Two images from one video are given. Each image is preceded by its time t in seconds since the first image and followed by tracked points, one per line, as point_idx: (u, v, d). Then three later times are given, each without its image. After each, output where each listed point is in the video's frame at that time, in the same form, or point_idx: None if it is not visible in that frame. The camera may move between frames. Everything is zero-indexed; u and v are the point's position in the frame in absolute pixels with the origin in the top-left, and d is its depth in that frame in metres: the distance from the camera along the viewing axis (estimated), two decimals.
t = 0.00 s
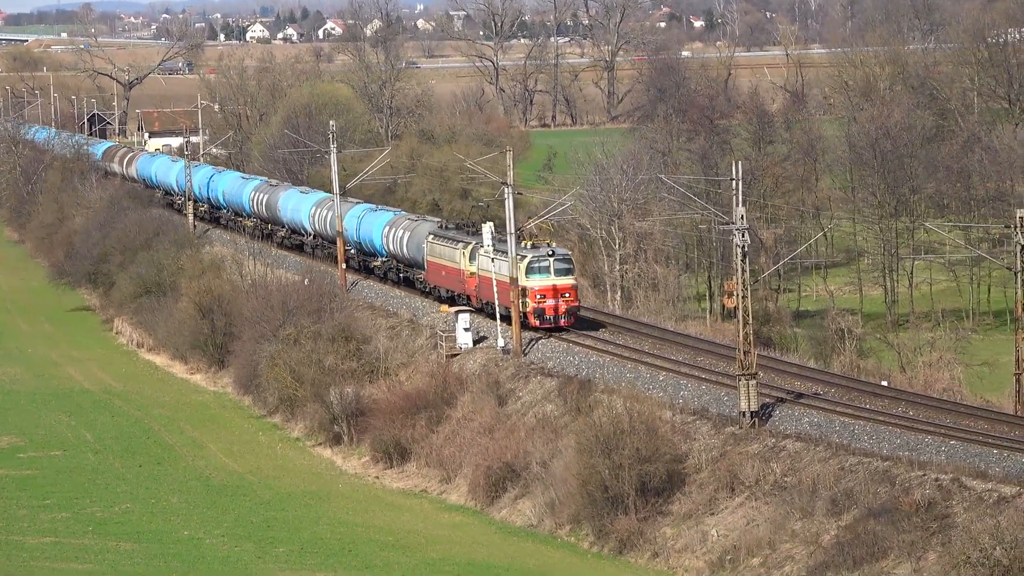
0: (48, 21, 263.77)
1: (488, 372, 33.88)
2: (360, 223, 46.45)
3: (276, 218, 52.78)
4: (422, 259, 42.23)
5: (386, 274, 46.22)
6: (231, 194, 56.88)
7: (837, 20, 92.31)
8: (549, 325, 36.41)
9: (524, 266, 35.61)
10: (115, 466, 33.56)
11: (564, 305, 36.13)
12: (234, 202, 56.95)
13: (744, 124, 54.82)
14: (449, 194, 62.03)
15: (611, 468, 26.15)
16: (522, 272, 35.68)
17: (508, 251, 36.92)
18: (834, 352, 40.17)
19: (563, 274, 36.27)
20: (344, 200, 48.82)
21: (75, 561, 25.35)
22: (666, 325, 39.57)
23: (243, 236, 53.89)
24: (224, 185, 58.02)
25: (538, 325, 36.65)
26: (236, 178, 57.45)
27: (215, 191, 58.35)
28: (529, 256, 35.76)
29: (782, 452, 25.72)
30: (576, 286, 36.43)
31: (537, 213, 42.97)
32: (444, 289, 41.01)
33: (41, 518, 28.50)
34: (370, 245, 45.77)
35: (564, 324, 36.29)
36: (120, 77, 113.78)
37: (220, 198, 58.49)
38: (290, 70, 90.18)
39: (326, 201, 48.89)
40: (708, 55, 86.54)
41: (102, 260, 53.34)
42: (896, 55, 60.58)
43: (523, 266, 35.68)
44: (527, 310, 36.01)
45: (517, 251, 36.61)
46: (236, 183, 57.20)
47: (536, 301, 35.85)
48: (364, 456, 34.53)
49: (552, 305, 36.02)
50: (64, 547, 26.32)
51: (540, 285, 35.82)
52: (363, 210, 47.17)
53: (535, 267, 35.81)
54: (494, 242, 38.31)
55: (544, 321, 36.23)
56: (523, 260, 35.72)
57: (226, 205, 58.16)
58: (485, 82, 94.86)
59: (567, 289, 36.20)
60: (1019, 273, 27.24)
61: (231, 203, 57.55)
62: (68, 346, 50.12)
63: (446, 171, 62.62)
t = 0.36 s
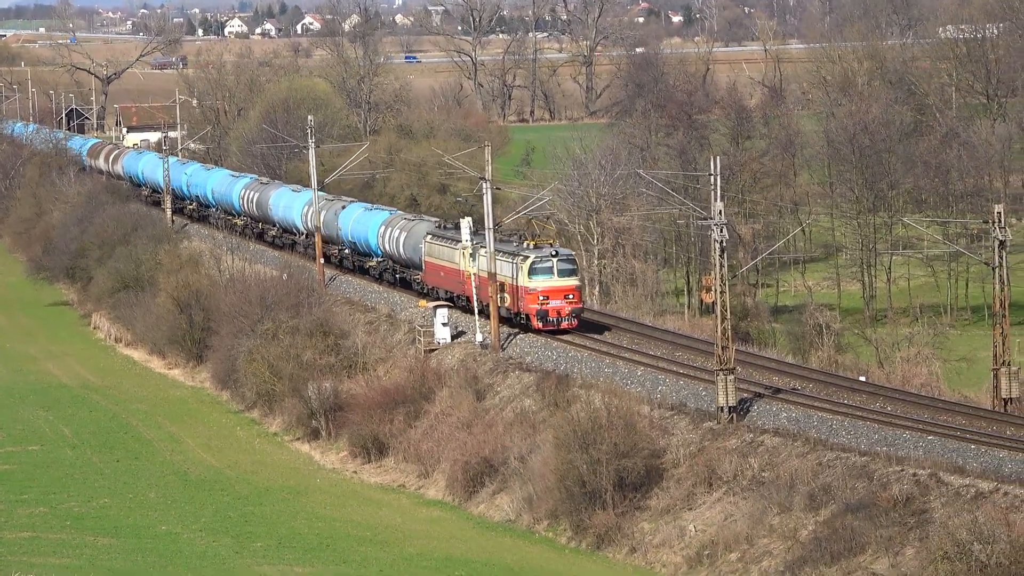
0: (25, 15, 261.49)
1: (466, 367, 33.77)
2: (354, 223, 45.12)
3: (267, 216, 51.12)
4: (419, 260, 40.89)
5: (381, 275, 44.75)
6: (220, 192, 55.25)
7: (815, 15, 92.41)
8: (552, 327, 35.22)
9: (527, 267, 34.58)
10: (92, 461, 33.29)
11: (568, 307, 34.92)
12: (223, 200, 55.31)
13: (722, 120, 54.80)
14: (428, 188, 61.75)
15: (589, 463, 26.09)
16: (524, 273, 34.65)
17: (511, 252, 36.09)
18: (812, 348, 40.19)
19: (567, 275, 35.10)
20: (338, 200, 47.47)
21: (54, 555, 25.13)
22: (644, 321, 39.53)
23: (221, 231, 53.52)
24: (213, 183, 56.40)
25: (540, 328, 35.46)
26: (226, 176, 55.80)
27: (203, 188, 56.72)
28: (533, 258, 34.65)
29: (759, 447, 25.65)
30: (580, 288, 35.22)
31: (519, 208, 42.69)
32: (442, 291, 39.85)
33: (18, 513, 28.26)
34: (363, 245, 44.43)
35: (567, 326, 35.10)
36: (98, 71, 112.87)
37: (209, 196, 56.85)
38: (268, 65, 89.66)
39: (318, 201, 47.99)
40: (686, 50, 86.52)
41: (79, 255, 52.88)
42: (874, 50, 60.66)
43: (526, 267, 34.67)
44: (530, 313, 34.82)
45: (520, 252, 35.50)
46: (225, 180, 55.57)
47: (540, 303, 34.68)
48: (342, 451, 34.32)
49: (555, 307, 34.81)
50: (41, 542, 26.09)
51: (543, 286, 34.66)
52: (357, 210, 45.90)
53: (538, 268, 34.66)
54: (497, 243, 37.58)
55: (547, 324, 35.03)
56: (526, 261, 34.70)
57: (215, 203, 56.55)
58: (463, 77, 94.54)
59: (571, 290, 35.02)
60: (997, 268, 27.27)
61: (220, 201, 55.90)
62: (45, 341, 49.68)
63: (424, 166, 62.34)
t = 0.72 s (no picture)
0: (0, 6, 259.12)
1: (445, 359, 33.65)
2: (351, 220, 43.66)
3: (258, 213, 49.67)
4: (418, 257, 39.64)
5: (377, 273, 43.34)
6: (210, 187, 54.08)
7: (792, 8, 92.41)
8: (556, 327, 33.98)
9: (532, 265, 33.20)
10: (71, 453, 33.06)
11: (573, 305, 33.72)
12: (214, 195, 54.16)
13: (701, 111, 54.78)
14: (406, 180, 61.48)
15: (567, 455, 26.04)
16: (529, 272, 33.29)
17: (513, 249, 34.79)
18: (790, 339, 40.23)
19: (573, 273, 33.79)
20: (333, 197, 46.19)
21: (32, 547, 24.92)
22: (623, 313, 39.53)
23: (200, 224, 53.19)
24: (204, 178, 55.14)
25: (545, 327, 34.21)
26: (217, 171, 54.53)
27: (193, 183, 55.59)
28: (537, 255, 33.31)
29: (738, 439, 25.61)
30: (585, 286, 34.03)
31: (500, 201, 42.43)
32: (442, 289, 38.62)
33: None
34: (359, 241, 43.11)
35: (572, 325, 33.88)
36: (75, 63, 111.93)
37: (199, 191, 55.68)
38: (247, 57, 89.08)
39: (312, 195, 47.45)
40: (664, 42, 86.37)
41: (57, 247, 52.47)
42: (852, 42, 60.68)
43: (530, 265, 33.31)
44: (534, 312, 33.54)
45: (523, 248, 34.20)
46: (217, 176, 54.33)
47: (545, 302, 33.39)
48: (320, 443, 34.15)
49: (561, 306, 33.55)
50: (20, 534, 25.87)
51: (548, 284, 33.37)
52: (354, 206, 44.53)
53: (543, 266, 33.33)
54: (497, 240, 36.34)
55: (552, 323, 33.78)
56: (530, 259, 33.34)
57: (205, 198, 55.29)
58: (441, 69, 94.18)
59: (576, 288, 33.75)
60: (975, 260, 27.32)
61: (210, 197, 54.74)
62: (23, 333, 49.29)
63: (403, 158, 62.09)
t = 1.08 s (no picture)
0: None
1: (421, 352, 33.52)
2: (343, 217, 42.07)
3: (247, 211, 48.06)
4: (414, 256, 38.09)
5: (372, 272, 41.84)
6: (197, 183, 52.30)
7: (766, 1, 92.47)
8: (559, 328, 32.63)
9: (535, 264, 31.88)
10: (46, 447, 32.76)
11: (577, 306, 32.38)
12: (201, 192, 52.37)
13: (676, 104, 54.76)
14: (382, 173, 61.20)
15: (543, 448, 25.97)
16: (532, 271, 31.94)
17: (514, 248, 33.44)
18: (766, 332, 40.28)
19: (577, 273, 32.47)
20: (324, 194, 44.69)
21: (8, 541, 24.66)
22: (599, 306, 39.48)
23: (175, 217, 52.78)
24: (190, 175, 53.41)
25: (548, 329, 32.85)
26: (204, 167, 52.76)
27: (180, 179, 53.86)
28: (540, 254, 31.98)
29: (713, 432, 25.59)
30: (589, 286, 32.71)
31: (478, 195, 42.05)
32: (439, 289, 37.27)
33: None
34: (352, 240, 41.57)
35: (577, 326, 32.53)
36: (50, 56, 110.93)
37: (185, 188, 53.88)
38: (222, 50, 88.49)
39: (305, 193, 45.88)
40: (639, 35, 86.30)
41: (32, 241, 51.98)
42: (827, 34, 60.77)
43: (533, 264, 31.97)
44: (537, 313, 32.15)
45: (524, 247, 32.88)
46: (204, 172, 52.58)
47: (548, 302, 32.01)
48: (296, 436, 33.95)
49: (565, 307, 32.19)
50: None
51: (552, 284, 32.01)
52: (345, 202, 42.98)
53: (546, 266, 32.00)
54: (497, 238, 34.98)
55: (556, 324, 32.40)
56: (534, 258, 32.00)
57: (192, 195, 53.56)
58: (417, 62, 93.86)
59: (580, 288, 32.42)
60: (950, 252, 27.39)
61: (197, 194, 52.89)
62: None
63: (378, 151, 61.82)
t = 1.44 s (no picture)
0: None
1: (394, 345, 33.35)
2: (335, 215, 40.73)
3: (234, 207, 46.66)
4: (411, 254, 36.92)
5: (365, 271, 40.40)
6: (182, 178, 50.59)
7: None
8: (562, 329, 31.50)
9: (538, 263, 30.78)
10: (18, 440, 32.45)
11: (581, 307, 31.26)
12: (185, 188, 50.61)
13: (649, 97, 54.78)
14: (355, 166, 60.88)
15: (517, 441, 25.90)
16: (534, 271, 30.83)
17: (515, 247, 32.28)
18: (739, 325, 40.35)
19: (581, 272, 31.38)
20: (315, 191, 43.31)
21: None
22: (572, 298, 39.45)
23: (147, 209, 52.34)
24: (174, 170, 51.70)
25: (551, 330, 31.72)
26: (188, 162, 51.18)
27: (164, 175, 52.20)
28: (543, 253, 30.88)
29: (686, 425, 25.55)
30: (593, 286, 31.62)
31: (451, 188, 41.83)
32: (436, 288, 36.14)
33: None
34: (344, 238, 40.14)
35: (580, 327, 31.42)
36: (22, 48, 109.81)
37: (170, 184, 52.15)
38: (195, 43, 87.82)
39: (294, 190, 44.33)
40: (612, 28, 86.21)
41: (4, 234, 51.43)
42: (800, 26, 60.89)
43: (536, 263, 30.87)
44: (540, 314, 31.01)
45: (526, 246, 31.79)
46: (189, 167, 50.85)
47: (551, 303, 30.87)
48: (269, 429, 33.70)
49: (569, 307, 31.05)
50: None
51: (555, 284, 30.88)
52: (337, 200, 41.67)
53: (549, 265, 30.89)
54: (497, 237, 33.75)
55: (559, 325, 31.27)
56: (536, 258, 30.90)
57: (177, 192, 51.79)
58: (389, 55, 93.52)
59: (584, 288, 31.32)
60: (922, 245, 27.46)
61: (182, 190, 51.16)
62: None
63: (351, 144, 61.51)
